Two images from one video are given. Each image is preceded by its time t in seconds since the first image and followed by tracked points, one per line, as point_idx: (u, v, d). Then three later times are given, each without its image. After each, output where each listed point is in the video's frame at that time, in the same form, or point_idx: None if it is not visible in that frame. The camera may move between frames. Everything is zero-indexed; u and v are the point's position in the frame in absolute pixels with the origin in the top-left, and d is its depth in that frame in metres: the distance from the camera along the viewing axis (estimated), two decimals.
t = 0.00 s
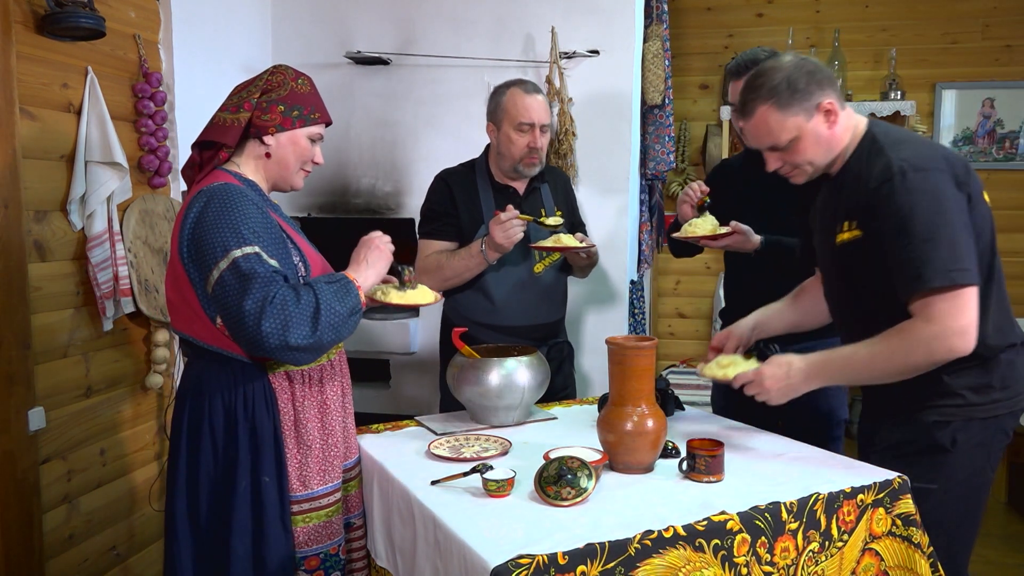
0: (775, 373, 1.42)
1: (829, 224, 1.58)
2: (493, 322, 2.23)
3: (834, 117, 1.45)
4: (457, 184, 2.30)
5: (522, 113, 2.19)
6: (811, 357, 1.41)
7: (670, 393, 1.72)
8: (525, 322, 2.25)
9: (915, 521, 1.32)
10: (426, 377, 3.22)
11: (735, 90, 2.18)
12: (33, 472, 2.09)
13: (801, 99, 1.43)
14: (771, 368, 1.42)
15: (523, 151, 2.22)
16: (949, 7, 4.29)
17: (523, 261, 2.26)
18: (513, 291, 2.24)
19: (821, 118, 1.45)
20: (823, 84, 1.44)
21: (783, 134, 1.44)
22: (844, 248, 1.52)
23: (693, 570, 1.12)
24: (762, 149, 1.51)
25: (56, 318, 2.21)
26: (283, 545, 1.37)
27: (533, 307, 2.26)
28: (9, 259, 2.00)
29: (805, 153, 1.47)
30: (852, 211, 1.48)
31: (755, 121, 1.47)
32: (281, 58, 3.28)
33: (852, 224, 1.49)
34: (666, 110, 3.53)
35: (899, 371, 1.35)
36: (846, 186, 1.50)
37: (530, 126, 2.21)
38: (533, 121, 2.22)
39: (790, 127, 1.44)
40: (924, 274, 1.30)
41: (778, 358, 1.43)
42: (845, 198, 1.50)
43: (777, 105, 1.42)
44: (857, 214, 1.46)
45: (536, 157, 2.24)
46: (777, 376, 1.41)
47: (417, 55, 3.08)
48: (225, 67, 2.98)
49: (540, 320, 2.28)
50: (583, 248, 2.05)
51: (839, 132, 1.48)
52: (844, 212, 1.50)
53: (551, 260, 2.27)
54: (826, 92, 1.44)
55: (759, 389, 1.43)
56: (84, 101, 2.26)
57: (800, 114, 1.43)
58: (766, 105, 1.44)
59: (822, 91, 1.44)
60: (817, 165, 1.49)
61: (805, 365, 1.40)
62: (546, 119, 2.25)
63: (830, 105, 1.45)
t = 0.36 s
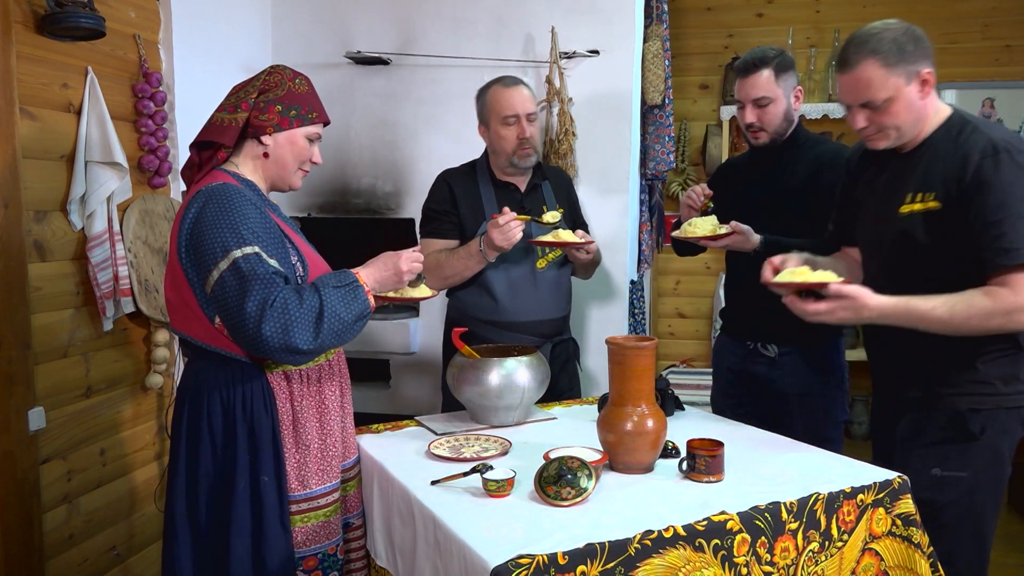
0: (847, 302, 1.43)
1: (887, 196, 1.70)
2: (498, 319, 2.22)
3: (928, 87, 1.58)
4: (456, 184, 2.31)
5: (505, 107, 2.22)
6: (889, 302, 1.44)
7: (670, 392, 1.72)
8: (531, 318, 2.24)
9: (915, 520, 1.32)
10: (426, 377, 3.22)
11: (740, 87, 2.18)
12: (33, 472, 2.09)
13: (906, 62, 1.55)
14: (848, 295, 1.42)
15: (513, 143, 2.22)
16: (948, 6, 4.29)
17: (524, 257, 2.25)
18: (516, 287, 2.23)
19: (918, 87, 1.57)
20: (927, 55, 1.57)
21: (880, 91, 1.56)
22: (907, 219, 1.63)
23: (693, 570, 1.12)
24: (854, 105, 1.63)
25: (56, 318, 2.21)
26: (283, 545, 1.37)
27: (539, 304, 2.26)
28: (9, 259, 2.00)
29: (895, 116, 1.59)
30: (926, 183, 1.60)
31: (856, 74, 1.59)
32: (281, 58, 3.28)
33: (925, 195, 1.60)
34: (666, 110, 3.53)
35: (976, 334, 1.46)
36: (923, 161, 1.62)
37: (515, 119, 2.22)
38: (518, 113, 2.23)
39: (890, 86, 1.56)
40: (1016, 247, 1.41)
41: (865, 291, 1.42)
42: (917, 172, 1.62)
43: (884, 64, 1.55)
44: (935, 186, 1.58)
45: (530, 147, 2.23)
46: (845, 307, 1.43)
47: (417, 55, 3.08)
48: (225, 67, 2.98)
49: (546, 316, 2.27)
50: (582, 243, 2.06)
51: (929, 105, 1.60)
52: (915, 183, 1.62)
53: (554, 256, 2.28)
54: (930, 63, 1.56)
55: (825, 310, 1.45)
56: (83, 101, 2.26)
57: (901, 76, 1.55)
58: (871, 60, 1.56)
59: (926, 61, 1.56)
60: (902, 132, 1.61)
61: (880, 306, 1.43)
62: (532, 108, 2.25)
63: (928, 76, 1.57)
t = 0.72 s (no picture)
0: (912, 254, 1.47)
1: (931, 180, 1.72)
2: (493, 318, 2.22)
3: (988, 71, 1.60)
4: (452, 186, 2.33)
5: (482, 113, 2.21)
6: (948, 265, 1.48)
7: (670, 392, 1.72)
8: (527, 315, 2.23)
9: (915, 520, 1.32)
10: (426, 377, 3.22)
11: (759, 82, 2.15)
12: (34, 472, 2.09)
13: (971, 43, 1.57)
14: (906, 252, 1.47)
15: (495, 148, 2.24)
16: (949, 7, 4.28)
17: (519, 255, 2.26)
18: (511, 284, 2.24)
19: (979, 70, 1.59)
20: (989, 40, 1.60)
21: (945, 68, 1.57)
22: (959, 201, 1.66)
23: (693, 570, 1.12)
24: (914, 83, 1.63)
25: (56, 318, 2.21)
26: (285, 545, 1.37)
27: (535, 301, 2.25)
28: (9, 259, 2.00)
29: (955, 95, 1.59)
30: (981, 166, 1.63)
31: (920, 50, 1.59)
32: (281, 58, 3.28)
33: (980, 177, 1.63)
34: (666, 110, 3.53)
35: None
36: (975, 146, 1.65)
37: (491, 124, 2.22)
38: (496, 117, 2.21)
39: (954, 65, 1.56)
40: None
41: (934, 248, 1.45)
42: (967, 157, 1.66)
43: (951, 42, 1.56)
44: (993, 169, 1.61)
45: (513, 151, 2.23)
46: (908, 258, 1.48)
47: (417, 55, 3.08)
48: (225, 67, 2.98)
49: (543, 313, 2.26)
50: (571, 242, 2.06)
51: (985, 92, 1.62)
52: (967, 166, 1.65)
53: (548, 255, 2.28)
54: (991, 47, 1.59)
55: (889, 257, 1.50)
56: (83, 101, 2.26)
57: (966, 56, 1.57)
58: (938, 37, 1.57)
59: (988, 45, 1.59)
60: (959, 113, 1.61)
61: (941, 266, 1.48)
62: (511, 110, 2.22)
63: (989, 61, 1.59)
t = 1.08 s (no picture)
0: (938, 237, 1.46)
1: (958, 177, 1.69)
2: (486, 318, 2.22)
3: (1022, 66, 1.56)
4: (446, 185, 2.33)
5: (503, 104, 2.23)
6: (978, 248, 1.47)
7: (670, 392, 1.72)
8: (519, 315, 2.23)
9: (915, 520, 1.32)
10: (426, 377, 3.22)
11: (773, 79, 2.14)
12: (34, 472, 2.09)
13: (1004, 36, 1.53)
14: (934, 235, 1.47)
15: (513, 140, 2.25)
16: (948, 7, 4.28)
17: (512, 255, 2.26)
18: (503, 284, 2.24)
19: (1012, 65, 1.55)
20: None
21: (974, 62, 1.54)
22: (985, 197, 1.62)
23: (693, 570, 1.12)
24: (942, 77, 1.60)
25: (56, 318, 2.21)
26: (289, 544, 1.38)
27: (528, 301, 2.25)
28: (9, 259, 2.00)
29: (984, 91, 1.56)
30: (1008, 164, 1.59)
31: (950, 43, 1.56)
32: (281, 58, 3.28)
33: (1007, 174, 1.59)
34: (666, 110, 3.53)
35: None
36: (1003, 142, 1.61)
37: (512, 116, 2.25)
38: (516, 110, 2.26)
39: (983, 59, 1.53)
40: None
41: (963, 232, 1.44)
42: (996, 154, 1.62)
43: (983, 36, 1.53)
44: (1020, 166, 1.57)
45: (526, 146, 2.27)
46: (934, 241, 1.47)
47: (417, 54, 3.08)
48: (225, 67, 2.98)
49: (536, 314, 2.26)
50: (564, 242, 2.07)
51: (1017, 88, 1.58)
52: (995, 164, 1.62)
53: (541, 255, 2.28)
54: None
55: (915, 240, 1.50)
56: (83, 101, 2.26)
57: (998, 50, 1.53)
58: (969, 30, 1.54)
59: None
60: (988, 109, 1.58)
61: (969, 249, 1.47)
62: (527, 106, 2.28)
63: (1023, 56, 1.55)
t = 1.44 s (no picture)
0: (948, 232, 1.45)
1: (982, 172, 1.68)
2: (485, 318, 2.22)
3: None
4: (445, 184, 2.32)
5: (513, 102, 2.25)
6: (991, 243, 1.45)
7: (669, 392, 1.73)
8: (518, 315, 2.24)
9: (915, 520, 1.32)
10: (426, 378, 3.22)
11: (785, 77, 2.14)
12: (33, 472, 2.09)
13: None
14: (943, 230, 1.45)
15: (519, 138, 2.26)
16: (948, 7, 4.29)
17: (511, 254, 2.27)
18: (503, 284, 2.24)
19: None
20: None
21: (1002, 52, 1.52)
22: (1008, 196, 1.61)
23: (693, 570, 1.12)
24: (969, 66, 1.58)
25: (56, 318, 2.21)
26: (291, 544, 1.38)
27: (526, 301, 2.25)
28: (9, 259, 2.00)
29: (1011, 83, 1.54)
30: None
31: (978, 30, 1.55)
32: (281, 58, 3.28)
33: None
34: (666, 110, 3.52)
35: None
36: None
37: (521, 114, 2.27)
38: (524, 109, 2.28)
39: (1013, 49, 1.51)
40: None
41: (974, 228, 1.42)
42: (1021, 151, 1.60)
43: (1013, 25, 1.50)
44: None
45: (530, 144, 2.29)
46: (944, 237, 1.46)
47: (417, 54, 3.08)
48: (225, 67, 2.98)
49: (535, 313, 2.27)
50: (568, 239, 2.08)
51: None
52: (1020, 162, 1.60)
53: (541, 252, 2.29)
54: None
55: (925, 236, 1.49)
56: (83, 101, 2.26)
57: None
58: (999, 17, 1.52)
59: None
60: (1014, 102, 1.56)
61: (981, 245, 1.45)
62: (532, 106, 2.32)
63: None
